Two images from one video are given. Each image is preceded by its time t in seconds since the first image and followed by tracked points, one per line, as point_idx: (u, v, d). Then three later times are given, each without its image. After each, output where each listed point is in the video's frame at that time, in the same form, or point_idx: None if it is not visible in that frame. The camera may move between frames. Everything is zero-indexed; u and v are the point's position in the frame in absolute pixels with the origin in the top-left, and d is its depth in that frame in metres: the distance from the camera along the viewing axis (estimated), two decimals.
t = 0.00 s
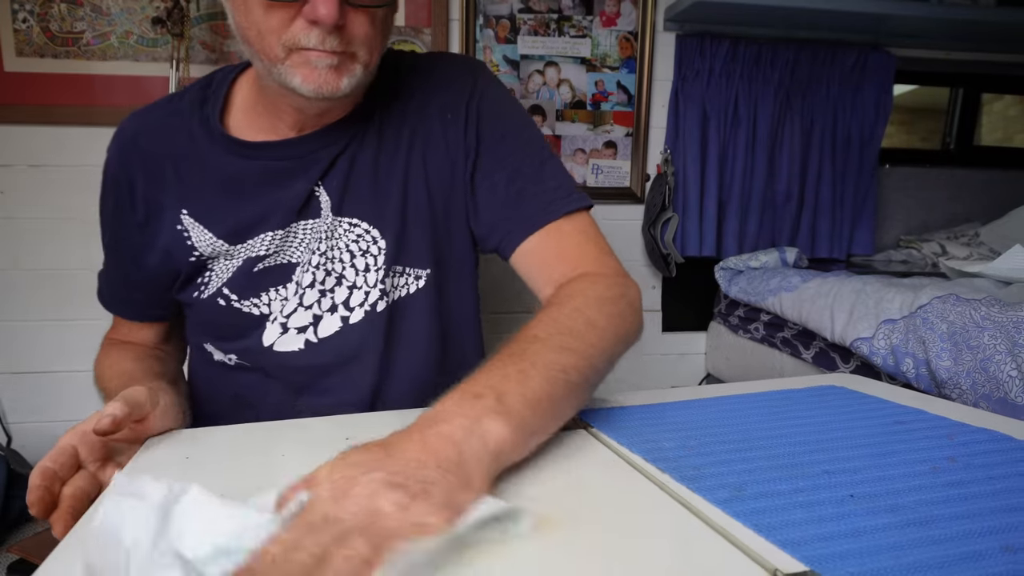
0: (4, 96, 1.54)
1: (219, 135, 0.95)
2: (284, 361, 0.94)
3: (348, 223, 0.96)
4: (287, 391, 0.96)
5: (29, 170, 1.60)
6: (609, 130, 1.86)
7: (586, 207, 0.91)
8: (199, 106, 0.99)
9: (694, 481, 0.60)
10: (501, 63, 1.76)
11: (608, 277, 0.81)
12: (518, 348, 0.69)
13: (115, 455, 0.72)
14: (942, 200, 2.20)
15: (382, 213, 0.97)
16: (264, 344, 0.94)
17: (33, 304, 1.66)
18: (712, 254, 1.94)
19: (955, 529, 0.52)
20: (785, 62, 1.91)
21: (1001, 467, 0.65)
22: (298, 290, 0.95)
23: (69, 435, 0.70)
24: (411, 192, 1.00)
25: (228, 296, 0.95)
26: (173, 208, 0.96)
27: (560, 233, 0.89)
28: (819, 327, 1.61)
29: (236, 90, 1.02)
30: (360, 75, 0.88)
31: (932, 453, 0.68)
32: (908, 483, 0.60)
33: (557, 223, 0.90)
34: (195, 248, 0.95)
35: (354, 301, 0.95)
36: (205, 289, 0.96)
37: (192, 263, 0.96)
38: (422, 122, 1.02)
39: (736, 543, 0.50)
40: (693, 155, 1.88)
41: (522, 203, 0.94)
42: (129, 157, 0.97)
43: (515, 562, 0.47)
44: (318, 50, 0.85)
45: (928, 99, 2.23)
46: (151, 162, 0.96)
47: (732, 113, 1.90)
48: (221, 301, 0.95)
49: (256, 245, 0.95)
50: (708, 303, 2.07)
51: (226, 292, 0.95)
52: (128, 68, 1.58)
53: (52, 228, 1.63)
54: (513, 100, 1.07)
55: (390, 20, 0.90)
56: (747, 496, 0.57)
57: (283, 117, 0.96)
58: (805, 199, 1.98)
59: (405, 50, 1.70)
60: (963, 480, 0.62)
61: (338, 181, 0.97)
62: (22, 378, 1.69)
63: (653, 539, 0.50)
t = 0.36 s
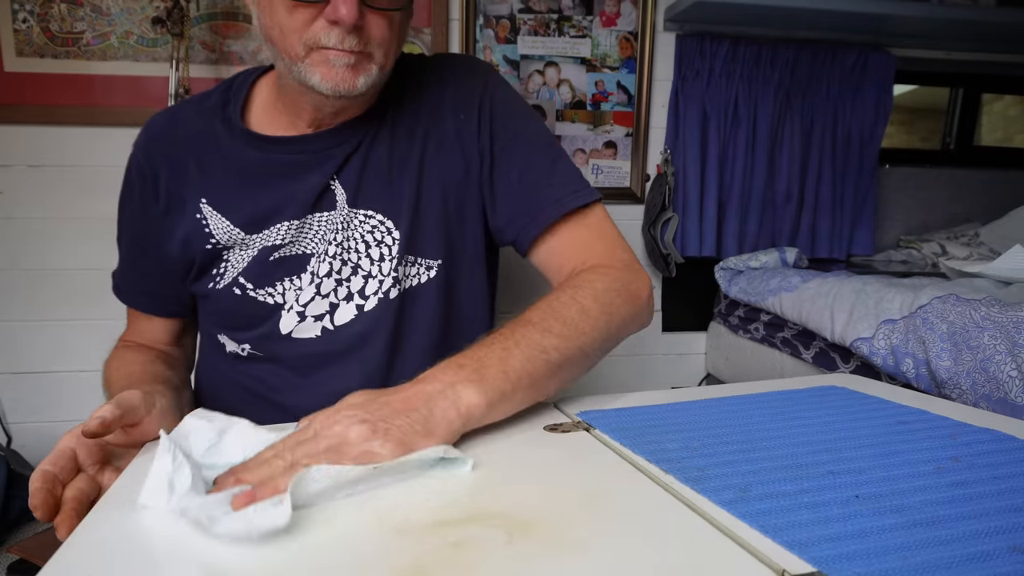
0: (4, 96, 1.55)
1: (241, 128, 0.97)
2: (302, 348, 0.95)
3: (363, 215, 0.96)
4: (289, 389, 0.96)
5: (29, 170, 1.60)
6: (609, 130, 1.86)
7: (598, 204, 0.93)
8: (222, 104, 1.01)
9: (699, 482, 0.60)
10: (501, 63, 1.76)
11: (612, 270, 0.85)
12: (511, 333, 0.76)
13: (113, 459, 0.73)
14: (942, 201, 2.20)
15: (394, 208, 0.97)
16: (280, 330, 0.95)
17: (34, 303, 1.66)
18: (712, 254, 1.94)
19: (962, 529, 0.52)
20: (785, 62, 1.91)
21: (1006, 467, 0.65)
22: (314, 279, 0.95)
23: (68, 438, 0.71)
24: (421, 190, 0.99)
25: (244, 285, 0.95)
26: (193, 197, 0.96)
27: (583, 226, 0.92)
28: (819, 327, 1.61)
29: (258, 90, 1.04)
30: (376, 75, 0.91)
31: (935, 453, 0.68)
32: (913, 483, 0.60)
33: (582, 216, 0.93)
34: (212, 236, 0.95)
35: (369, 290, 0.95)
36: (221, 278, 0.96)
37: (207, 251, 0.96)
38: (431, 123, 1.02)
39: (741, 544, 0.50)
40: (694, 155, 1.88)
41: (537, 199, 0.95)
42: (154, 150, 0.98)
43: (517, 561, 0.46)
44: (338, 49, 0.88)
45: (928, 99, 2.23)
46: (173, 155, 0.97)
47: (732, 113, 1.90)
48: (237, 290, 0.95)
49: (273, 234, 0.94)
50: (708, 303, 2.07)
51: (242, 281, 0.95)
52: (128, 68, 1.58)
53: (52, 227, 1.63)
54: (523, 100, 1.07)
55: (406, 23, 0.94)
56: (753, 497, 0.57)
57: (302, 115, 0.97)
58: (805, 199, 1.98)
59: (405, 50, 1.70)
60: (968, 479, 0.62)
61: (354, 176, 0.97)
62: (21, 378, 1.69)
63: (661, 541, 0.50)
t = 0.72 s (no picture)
0: (3, 96, 1.55)
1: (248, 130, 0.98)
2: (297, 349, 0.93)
3: (364, 223, 0.97)
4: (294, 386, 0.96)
5: (29, 170, 1.60)
6: (609, 130, 1.86)
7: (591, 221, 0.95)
8: (230, 109, 1.03)
9: (710, 479, 0.60)
10: (501, 63, 1.76)
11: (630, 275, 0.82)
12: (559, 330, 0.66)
13: (111, 450, 0.73)
14: (942, 201, 2.20)
15: (396, 214, 0.98)
16: (277, 331, 0.94)
17: (35, 303, 1.66)
18: (712, 254, 1.94)
19: (976, 526, 0.52)
20: (785, 62, 1.91)
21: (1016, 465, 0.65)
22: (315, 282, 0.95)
23: (67, 424, 0.71)
24: (423, 196, 1.00)
25: (247, 287, 0.95)
26: (197, 195, 0.97)
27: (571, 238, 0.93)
28: (819, 326, 1.61)
29: (264, 96, 1.05)
30: (377, 74, 0.92)
31: (941, 451, 0.68)
32: (922, 480, 0.60)
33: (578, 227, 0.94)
34: (213, 233, 0.96)
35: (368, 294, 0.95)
36: (221, 281, 0.96)
37: (207, 249, 0.96)
38: (432, 133, 1.03)
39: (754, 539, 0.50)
40: (694, 155, 1.89)
41: (538, 213, 0.97)
42: (162, 149, 0.99)
43: (528, 559, 0.46)
44: (340, 47, 0.89)
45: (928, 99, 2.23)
46: (180, 154, 0.98)
47: (732, 113, 1.90)
48: (240, 291, 0.95)
49: (275, 236, 0.95)
50: (707, 303, 2.07)
51: (245, 282, 0.95)
52: (128, 68, 1.58)
53: (53, 227, 1.63)
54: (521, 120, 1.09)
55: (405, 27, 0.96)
56: (765, 493, 0.57)
57: (303, 120, 0.99)
58: (805, 199, 1.98)
59: (405, 50, 1.70)
60: (978, 477, 0.62)
61: (357, 182, 0.98)
62: (22, 378, 1.69)
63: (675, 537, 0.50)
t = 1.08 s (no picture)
0: (3, 97, 1.55)
1: (244, 133, 0.98)
2: (290, 361, 0.94)
3: (360, 227, 0.97)
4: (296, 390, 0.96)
5: (28, 170, 1.60)
6: (609, 130, 1.86)
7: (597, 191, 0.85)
8: (227, 109, 1.02)
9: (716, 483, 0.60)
10: (501, 63, 1.76)
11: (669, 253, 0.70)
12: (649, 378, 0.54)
13: (110, 456, 0.72)
14: (943, 201, 2.20)
15: (394, 215, 0.97)
16: (271, 342, 0.95)
17: (35, 302, 1.66)
18: (712, 254, 1.93)
19: (987, 533, 0.52)
20: (785, 62, 1.91)
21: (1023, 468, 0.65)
22: (309, 290, 0.95)
23: (66, 429, 0.70)
24: (419, 196, 0.99)
25: (239, 295, 0.95)
26: (191, 197, 0.96)
27: (565, 205, 0.83)
28: (819, 327, 1.60)
29: (261, 96, 1.05)
30: (366, 71, 0.92)
31: (945, 454, 0.68)
32: (930, 485, 0.60)
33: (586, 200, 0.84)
34: (205, 238, 0.95)
35: (363, 304, 0.95)
36: (213, 289, 0.96)
37: (199, 254, 0.96)
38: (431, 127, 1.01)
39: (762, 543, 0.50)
40: (694, 155, 1.89)
41: (533, 184, 0.89)
42: (157, 150, 0.99)
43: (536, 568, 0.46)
44: (325, 46, 0.90)
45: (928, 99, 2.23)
46: (176, 155, 0.98)
47: (732, 113, 1.91)
48: (232, 300, 0.95)
49: (268, 243, 0.95)
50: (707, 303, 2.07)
51: (237, 291, 0.95)
52: (128, 68, 1.58)
53: (53, 227, 1.63)
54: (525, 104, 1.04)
55: (395, 21, 0.95)
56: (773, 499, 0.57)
57: (298, 120, 0.98)
58: (805, 199, 1.98)
59: (405, 50, 1.70)
60: (983, 482, 0.61)
61: (353, 185, 0.97)
62: (22, 378, 1.69)
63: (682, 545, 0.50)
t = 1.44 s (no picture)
0: (3, 97, 1.54)
1: (220, 142, 0.96)
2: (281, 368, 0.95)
3: (343, 230, 0.94)
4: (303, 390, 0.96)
5: (27, 169, 1.60)
6: (609, 130, 1.86)
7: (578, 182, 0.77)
8: (204, 115, 1.00)
9: (725, 487, 0.60)
10: (501, 63, 1.76)
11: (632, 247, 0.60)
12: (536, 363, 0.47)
13: (107, 462, 0.73)
14: (943, 201, 2.20)
15: (374, 216, 0.94)
16: (264, 355, 0.94)
17: (34, 303, 1.65)
18: (712, 254, 1.93)
19: (1002, 535, 0.52)
20: (785, 62, 1.91)
21: None
22: (298, 299, 0.94)
23: (59, 439, 0.71)
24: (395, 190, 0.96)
25: (227, 308, 0.95)
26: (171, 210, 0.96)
27: (545, 191, 0.76)
28: (819, 327, 1.61)
29: (238, 99, 1.02)
30: (333, 73, 0.87)
31: (954, 455, 0.68)
32: (940, 487, 0.60)
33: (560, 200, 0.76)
34: (187, 251, 0.96)
35: (352, 310, 0.94)
36: (199, 303, 0.96)
37: (182, 268, 0.96)
38: (416, 115, 0.97)
39: (775, 549, 0.50)
40: (694, 155, 1.88)
41: (509, 171, 0.82)
42: (136, 163, 0.98)
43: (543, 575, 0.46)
44: (284, 51, 0.85)
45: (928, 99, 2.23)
46: (155, 168, 0.98)
47: (732, 113, 1.90)
48: (220, 314, 0.95)
49: (253, 254, 0.94)
50: (707, 303, 2.07)
51: (224, 304, 0.95)
52: (127, 68, 1.58)
53: (52, 227, 1.63)
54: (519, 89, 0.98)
55: (362, 13, 0.89)
56: (784, 503, 0.57)
57: (272, 122, 0.95)
58: (805, 199, 1.98)
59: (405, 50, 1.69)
60: (996, 483, 0.61)
61: (334, 188, 0.94)
62: (21, 378, 1.68)
63: (698, 547, 0.50)
